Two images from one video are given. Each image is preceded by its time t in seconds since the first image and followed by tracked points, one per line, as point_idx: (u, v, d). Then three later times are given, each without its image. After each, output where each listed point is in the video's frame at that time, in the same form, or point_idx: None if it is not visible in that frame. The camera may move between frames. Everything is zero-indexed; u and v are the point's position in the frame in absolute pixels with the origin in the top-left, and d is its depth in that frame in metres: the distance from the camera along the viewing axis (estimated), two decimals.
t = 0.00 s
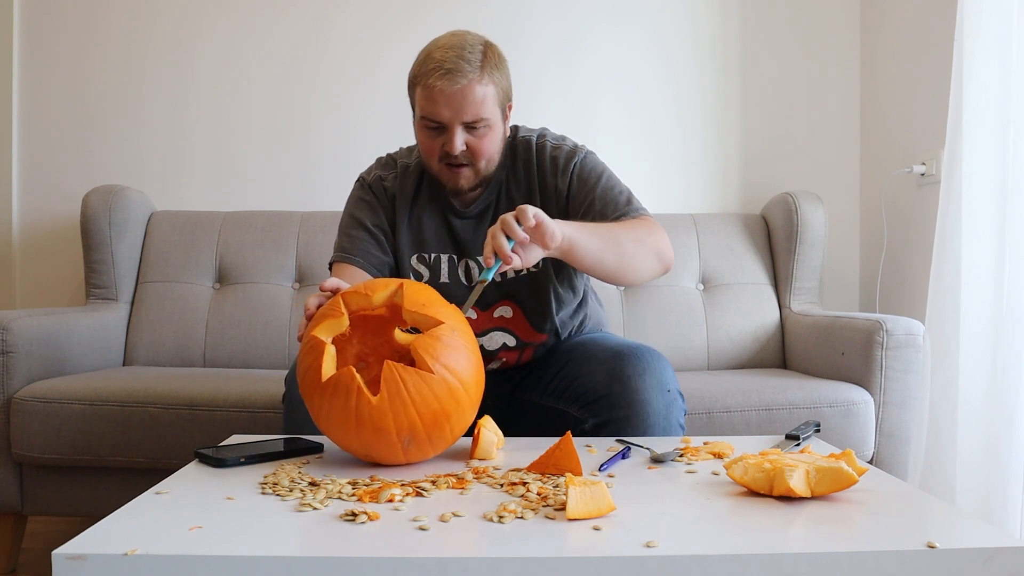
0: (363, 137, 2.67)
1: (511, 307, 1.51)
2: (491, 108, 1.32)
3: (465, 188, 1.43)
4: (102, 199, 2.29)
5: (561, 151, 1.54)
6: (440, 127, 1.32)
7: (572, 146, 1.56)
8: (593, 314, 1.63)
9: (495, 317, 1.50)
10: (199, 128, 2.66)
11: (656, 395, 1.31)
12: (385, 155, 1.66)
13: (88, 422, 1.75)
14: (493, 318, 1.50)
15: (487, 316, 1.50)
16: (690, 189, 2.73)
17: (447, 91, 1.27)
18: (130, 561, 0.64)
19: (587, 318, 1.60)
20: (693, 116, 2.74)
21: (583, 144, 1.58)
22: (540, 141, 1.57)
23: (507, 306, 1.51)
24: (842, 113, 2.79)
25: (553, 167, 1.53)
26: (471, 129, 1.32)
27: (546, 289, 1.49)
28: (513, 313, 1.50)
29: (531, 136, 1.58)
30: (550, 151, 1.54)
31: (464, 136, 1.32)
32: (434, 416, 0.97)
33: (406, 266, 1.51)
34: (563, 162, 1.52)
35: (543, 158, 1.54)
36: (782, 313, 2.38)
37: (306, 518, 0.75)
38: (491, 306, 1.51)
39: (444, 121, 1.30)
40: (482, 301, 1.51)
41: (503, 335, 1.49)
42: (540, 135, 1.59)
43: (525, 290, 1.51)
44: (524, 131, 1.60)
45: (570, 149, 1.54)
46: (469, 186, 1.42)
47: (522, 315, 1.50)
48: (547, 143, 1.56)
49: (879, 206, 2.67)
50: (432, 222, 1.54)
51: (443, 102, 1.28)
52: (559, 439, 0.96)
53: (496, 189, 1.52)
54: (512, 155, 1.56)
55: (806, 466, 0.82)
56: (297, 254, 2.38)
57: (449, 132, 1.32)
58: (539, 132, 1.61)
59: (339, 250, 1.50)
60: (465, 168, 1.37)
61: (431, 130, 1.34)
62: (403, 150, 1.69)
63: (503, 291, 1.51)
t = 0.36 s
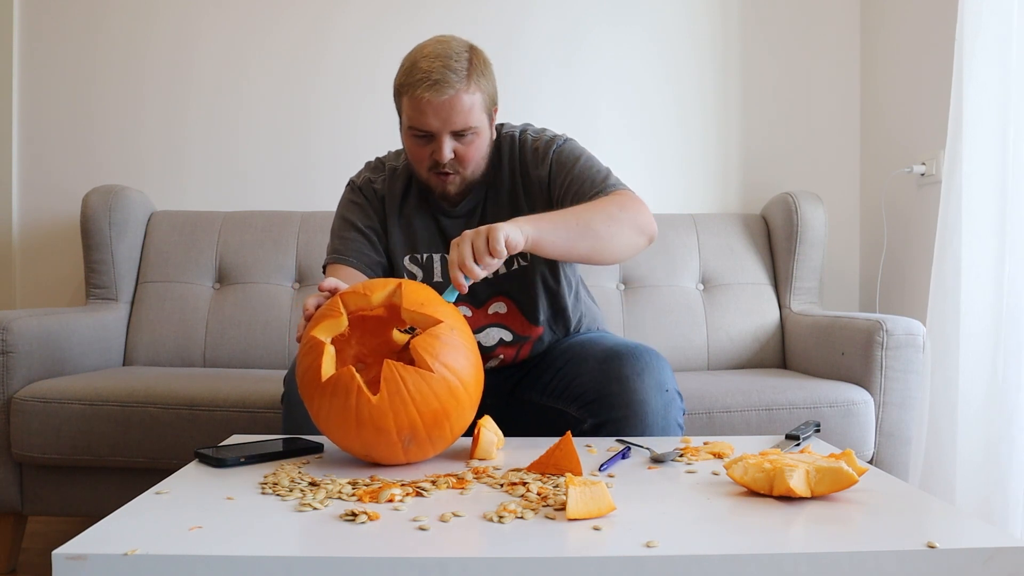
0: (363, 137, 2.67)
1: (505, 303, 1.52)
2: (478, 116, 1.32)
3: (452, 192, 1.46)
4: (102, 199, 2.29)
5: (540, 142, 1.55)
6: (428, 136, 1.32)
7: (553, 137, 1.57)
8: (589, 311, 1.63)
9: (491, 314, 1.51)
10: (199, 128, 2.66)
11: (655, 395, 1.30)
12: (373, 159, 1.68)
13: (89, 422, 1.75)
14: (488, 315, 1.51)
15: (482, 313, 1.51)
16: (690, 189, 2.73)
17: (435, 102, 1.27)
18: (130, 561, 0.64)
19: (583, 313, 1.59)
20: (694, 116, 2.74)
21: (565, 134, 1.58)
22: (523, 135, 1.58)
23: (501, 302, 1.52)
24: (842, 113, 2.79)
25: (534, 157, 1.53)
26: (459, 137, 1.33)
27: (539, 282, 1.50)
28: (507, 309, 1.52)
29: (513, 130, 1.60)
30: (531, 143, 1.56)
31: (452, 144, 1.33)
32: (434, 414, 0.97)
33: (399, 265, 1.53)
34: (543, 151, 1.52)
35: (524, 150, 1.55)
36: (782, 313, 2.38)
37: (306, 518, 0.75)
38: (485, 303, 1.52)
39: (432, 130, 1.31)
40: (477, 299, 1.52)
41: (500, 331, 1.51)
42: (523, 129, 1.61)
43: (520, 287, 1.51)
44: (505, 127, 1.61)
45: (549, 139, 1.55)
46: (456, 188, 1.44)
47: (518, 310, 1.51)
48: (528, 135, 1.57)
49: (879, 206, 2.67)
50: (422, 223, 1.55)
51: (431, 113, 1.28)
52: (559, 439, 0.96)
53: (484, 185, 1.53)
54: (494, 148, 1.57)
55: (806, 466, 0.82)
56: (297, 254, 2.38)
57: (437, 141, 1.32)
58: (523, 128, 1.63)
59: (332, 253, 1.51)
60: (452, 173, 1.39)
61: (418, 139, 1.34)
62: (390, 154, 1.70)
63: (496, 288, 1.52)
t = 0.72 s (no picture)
0: (363, 137, 2.67)
1: (500, 298, 1.51)
2: (463, 116, 1.32)
3: (440, 191, 1.45)
4: (102, 199, 2.29)
5: (526, 135, 1.55)
6: (413, 137, 1.32)
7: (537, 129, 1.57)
8: (587, 310, 1.63)
9: (486, 310, 1.51)
10: (199, 128, 2.66)
11: (654, 395, 1.31)
12: (364, 164, 1.69)
13: (89, 422, 1.75)
14: (483, 311, 1.51)
15: (477, 310, 1.51)
16: (690, 189, 2.73)
17: (418, 103, 1.27)
18: (130, 561, 0.64)
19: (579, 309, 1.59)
20: (694, 116, 2.74)
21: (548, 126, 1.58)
22: (507, 131, 1.59)
23: (496, 298, 1.51)
24: (842, 113, 2.79)
25: (520, 151, 1.54)
26: (444, 138, 1.33)
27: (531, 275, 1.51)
28: (502, 304, 1.51)
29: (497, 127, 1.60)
30: (516, 137, 1.56)
31: (437, 144, 1.33)
32: (432, 414, 0.97)
33: (393, 265, 1.54)
34: (529, 143, 1.52)
35: (509, 145, 1.56)
36: (782, 313, 2.38)
37: (306, 518, 0.75)
38: (480, 300, 1.51)
39: (417, 132, 1.31)
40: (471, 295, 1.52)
41: (496, 326, 1.50)
42: (507, 126, 1.61)
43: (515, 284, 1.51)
44: (489, 125, 1.62)
45: (535, 131, 1.55)
46: (443, 187, 1.44)
47: (512, 305, 1.51)
48: (513, 130, 1.58)
49: (879, 206, 2.67)
50: (414, 223, 1.56)
51: (415, 115, 1.28)
52: (559, 439, 0.96)
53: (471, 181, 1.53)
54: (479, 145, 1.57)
55: (806, 466, 0.82)
56: (297, 254, 2.38)
57: (422, 142, 1.32)
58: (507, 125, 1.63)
59: (326, 254, 1.51)
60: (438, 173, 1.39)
61: (403, 140, 1.34)
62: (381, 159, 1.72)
63: (490, 284, 1.52)
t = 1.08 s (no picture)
0: (363, 137, 2.67)
1: (496, 300, 1.51)
2: (450, 113, 1.32)
3: (434, 191, 1.45)
4: (102, 199, 2.29)
5: (529, 137, 1.55)
6: (401, 137, 1.33)
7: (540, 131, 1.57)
8: (584, 309, 1.63)
9: (483, 310, 1.51)
10: (199, 128, 2.66)
11: (653, 395, 1.31)
12: (360, 166, 1.69)
13: (89, 422, 1.75)
14: (480, 312, 1.51)
15: (474, 310, 1.51)
16: (690, 189, 2.73)
17: (404, 102, 1.27)
18: (130, 561, 0.64)
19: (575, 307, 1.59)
20: (694, 116, 2.74)
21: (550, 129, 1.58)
22: (508, 132, 1.58)
23: (493, 298, 1.51)
24: (842, 112, 2.79)
25: (525, 154, 1.53)
26: (432, 135, 1.33)
27: (530, 277, 1.51)
28: (499, 305, 1.51)
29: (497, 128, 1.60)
30: (519, 140, 1.56)
31: (427, 142, 1.33)
32: (432, 415, 0.97)
33: (391, 266, 1.54)
34: (535, 146, 1.52)
35: (513, 147, 1.55)
36: (782, 313, 2.38)
37: (306, 518, 0.75)
38: (477, 300, 1.51)
39: (405, 131, 1.31)
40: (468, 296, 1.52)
41: (493, 327, 1.50)
42: (507, 127, 1.61)
43: (511, 282, 1.51)
44: (487, 125, 1.61)
45: (538, 133, 1.55)
46: (437, 187, 1.44)
47: (510, 307, 1.51)
48: (515, 132, 1.58)
49: (879, 206, 2.67)
50: (410, 223, 1.56)
51: (402, 114, 1.28)
52: (559, 439, 0.96)
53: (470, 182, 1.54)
54: (479, 147, 1.57)
55: (806, 466, 0.82)
56: (297, 254, 2.38)
57: (411, 141, 1.33)
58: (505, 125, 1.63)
59: (325, 256, 1.51)
60: (430, 171, 1.39)
61: (393, 141, 1.35)
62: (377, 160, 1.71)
63: (486, 284, 1.52)
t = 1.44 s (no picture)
0: (363, 137, 2.67)
1: (501, 297, 1.51)
2: (460, 111, 1.32)
3: (442, 189, 1.45)
4: (102, 199, 2.29)
5: (528, 133, 1.55)
6: (412, 135, 1.33)
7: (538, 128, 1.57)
8: (587, 310, 1.63)
9: (487, 309, 1.51)
10: (199, 128, 2.66)
11: (656, 395, 1.30)
12: (363, 165, 1.68)
13: (89, 422, 1.75)
14: (485, 310, 1.51)
15: (479, 309, 1.50)
16: (690, 189, 2.73)
17: (416, 100, 1.27)
18: (130, 561, 0.64)
19: (577, 306, 1.58)
20: (694, 116, 2.74)
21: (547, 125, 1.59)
22: (507, 130, 1.59)
23: (498, 296, 1.51)
24: (842, 112, 2.79)
25: (525, 150, 1.54)
26: (443, 134, 1.33)
27: (534, 272, 1.50)
28: (504, 303, 1.51)
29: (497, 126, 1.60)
30: (518, 136, 1.56)
31: (437, 141, 1.33)
32: (431, 419, 0.97)
33: (396, 266, 1.54)
34: (534, 141, 1.53)
35: (512, 144, 1.56)
36: (782, 313, 2.38)
37: (305, 518, 0.75)
38: (481, 300, 1.51)
39: (416, 129, 1.31)
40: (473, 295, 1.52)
41: (497, 326, 1.50)
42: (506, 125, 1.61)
43: (516, 280, 1.50)
44: (489, 124, 1.62)
45: (537, 129, 1.56)
46: (445, 185, 1.44)
47: (514, 303, 1.50)
48: (515, 130, 1.58)
49: (879, 206, 2.67)
50: (415, 223, 1.56)
51: (414, 112, 1.28)
52: (559, 439, 0.96)
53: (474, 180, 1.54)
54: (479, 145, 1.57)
55: (806, 466, 0.82)
56: (297, 254, 2.38)
57: (422, 140, 1.33)
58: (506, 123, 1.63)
59: (330, 255, 1.51)
60: (439, 170, 1.39)
61: (403, 139, 1.35)
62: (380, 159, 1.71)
63: (491, 283, 1.51)
